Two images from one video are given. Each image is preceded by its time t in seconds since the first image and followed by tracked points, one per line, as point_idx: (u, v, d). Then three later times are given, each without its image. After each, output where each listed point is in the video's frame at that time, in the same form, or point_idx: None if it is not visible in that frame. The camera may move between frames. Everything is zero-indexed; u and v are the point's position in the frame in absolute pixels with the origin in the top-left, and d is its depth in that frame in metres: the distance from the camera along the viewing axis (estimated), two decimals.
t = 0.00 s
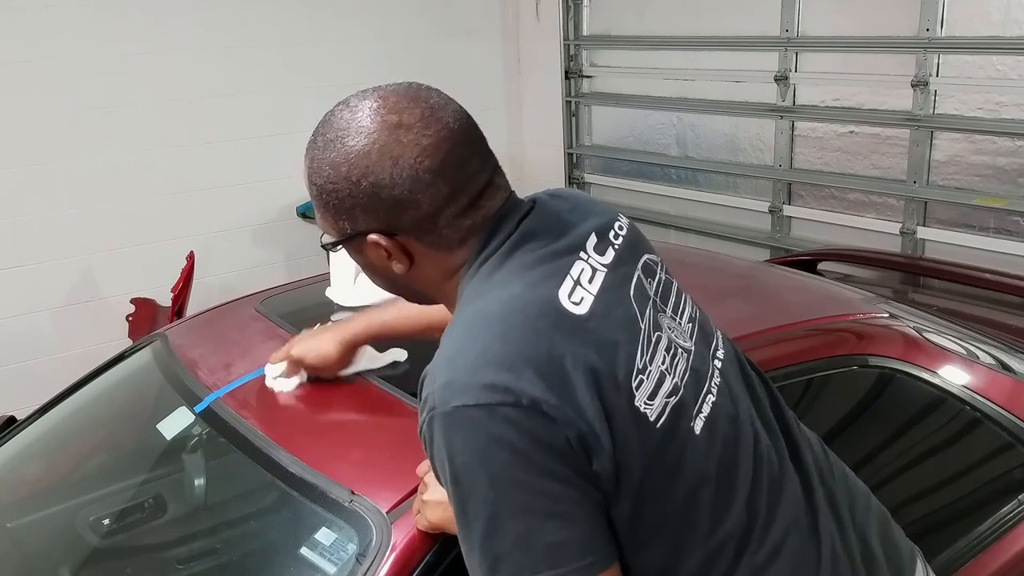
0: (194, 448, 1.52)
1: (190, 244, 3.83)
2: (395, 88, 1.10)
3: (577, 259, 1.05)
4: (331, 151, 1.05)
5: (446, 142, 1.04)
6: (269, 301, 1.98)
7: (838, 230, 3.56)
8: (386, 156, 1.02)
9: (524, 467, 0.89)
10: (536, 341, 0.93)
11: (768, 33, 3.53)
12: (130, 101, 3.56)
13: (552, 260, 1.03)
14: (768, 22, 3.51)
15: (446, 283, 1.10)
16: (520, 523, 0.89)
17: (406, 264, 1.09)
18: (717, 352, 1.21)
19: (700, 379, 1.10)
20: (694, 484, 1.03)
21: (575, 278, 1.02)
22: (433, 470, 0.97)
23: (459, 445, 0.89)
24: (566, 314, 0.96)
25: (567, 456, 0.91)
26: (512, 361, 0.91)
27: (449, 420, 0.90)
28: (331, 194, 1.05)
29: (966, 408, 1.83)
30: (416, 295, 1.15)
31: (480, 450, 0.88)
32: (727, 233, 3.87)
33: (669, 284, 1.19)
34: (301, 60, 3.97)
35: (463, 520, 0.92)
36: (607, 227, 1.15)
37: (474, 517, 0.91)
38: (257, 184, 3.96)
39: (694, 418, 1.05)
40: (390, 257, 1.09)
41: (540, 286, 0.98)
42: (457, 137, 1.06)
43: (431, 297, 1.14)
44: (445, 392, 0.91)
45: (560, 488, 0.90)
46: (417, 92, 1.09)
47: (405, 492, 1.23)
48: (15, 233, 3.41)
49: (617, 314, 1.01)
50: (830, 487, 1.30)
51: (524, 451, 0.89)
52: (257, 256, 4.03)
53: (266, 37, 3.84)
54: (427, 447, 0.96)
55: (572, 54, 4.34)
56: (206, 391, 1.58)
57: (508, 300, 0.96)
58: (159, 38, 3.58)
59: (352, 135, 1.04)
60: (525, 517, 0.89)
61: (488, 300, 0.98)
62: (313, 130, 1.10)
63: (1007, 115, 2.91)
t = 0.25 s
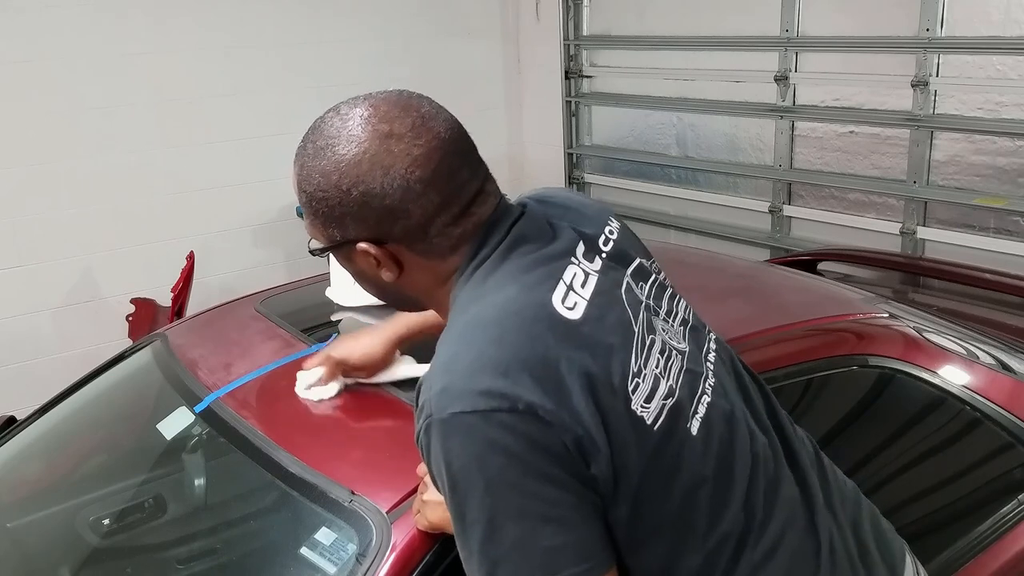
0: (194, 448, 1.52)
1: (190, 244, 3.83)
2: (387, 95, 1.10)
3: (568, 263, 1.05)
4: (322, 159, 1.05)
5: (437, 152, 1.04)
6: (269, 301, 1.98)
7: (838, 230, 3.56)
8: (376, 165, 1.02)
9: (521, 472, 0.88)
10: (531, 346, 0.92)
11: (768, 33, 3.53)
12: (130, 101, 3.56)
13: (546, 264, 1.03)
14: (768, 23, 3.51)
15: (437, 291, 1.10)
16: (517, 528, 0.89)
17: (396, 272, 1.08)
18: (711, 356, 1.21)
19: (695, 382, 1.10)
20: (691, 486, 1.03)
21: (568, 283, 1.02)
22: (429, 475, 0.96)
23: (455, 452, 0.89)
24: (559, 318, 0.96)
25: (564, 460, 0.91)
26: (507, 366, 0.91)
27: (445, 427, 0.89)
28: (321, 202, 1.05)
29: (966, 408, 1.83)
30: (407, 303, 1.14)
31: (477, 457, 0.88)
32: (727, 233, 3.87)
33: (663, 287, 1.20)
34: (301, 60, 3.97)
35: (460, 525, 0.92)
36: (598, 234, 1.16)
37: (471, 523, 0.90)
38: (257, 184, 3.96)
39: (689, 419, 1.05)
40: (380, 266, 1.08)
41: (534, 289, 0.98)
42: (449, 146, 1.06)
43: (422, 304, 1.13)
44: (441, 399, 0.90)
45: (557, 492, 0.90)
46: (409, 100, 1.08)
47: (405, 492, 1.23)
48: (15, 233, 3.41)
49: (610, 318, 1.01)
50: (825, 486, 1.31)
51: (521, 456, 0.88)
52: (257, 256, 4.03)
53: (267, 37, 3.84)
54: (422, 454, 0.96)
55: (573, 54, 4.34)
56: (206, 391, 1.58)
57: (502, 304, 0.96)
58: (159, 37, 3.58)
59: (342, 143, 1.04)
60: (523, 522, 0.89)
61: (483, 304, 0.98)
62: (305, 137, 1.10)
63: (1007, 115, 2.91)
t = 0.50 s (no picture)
0: (194, 448, 1.52)
1: (190, 244, 3.83)
2: (396, 89, 1.09)
3: (572, 261, 1.05)
4: (330, 151, 1.04)
5: (449, 147, 1.04)
6: (269, 301, 1.98)
7: (838, 230, 3.56)
8: (388, 159, 1.01)
9: (527, 468, 0.88)
10: (537, 341, 0.92)
11: (768, 33, 3.53)
12: (130, 101, 3.56)
13: (548, 262, 1.03)
14: (768, 23, 3.51)
15: (440, 286, 1.09)
16: (523, 525, 0.89)
17: (401, 266, 1.07)
18: (710, 352, 1.21)
19: (697, 378, 1.11)
20: (694, 482, 1.03)
21: (572, 279, 1.01)
22: (433, 471, 0.96)
23: (462, 447, 0.89)
24: (565, 313, 0.96)
25: (570, 457, 0.91)
26: (514, 361, 0.91)
27: (451, 423, 0.89)
28: (328, 194, 1.04)
29: (966, 408, 1.83)
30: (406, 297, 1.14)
31: (484, 452, 0.88)
32: (727, 233, 3.87)
33: (660, 287, 1.19)
34: (301, 60, 3.97)
35: (465, 521, 0.92)
36: (598, 230, 1.15)
37: (476, 519, 0.91)
38: (257, 184, 3.96)
39: (692, 415, 1.05)
40: (384, 259, 1.07)
41: (538, 288, 0.98)
42: (459, 142, 1.05)
43: (422, 298, 1.13)
44: (447, 394, 0.90)
45: (563, 489, 0.90)
46: (419, 95, 1.08)
47: (405, 492, 1.23)
48: (15, 233, 3.41)
49: (613, 315, 1.01)
50: (826, 483, 1.31)
51: (527, 452, 0.88)
52: (257, 256, 4.03)
53: (267, 37, 3.84)
54: (426, 450, 0.95)
55: (573, 54, 4.34)
56: (206, 390, 1.58)
57: (508, 301, 0.96)
58: (159, 37, 3.58)
59: (352, 136, 1.03)
60: (528, 519, 0.89)
61: (488, 300, 0.98)
62: (311, 129, 1.09)
63: (1007, 115, 2.91)
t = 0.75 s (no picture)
0: (194, 448, 1.52)
1: (190, 244, 3.83)
2: (392, 93, 1.09)
3: (567, 264, 1.05)
4: (325, 156, 1.04)
5: (444, 152, 1.03)
6: (269, 301, 1.98)
7: (838, 230, 3.56)
8: (382, 164, 1.01)
9: (524, 472, 0.88)
10: (534, 345, 0.92)
11: (768, 33, 3.53)
12: (130, 101, 3.56)
13: (543, 265, 1.03)
14: (768, 23, 3.51)
15: (437, 291, 1.09)
16: (521, 529, 0.89)
17: (396, 271, 1.07)
18: (707, 352, 1.22)
19: (694, 380, 1.11)
20: (693, 485, 1.03)
21: (567, 282, 1.02)
22: (431, 475, 0.96)
23: (459, 453, 0.89)
24: (562, 318, 0.96)
25: (568, 460, 0.91)
26: (512, 366, 0.91)
27: (448, 428, 0.89)
28: (323, 199, 1.04)
29: (966, 408, 1.83)
30: (403, 302, 1.14)
31: (481, 457, 0.88)
32: (727, 233, 3.87)
33: (654, 288, 1.19)
34: (301, 60, 3.97)
35: (463, 525, 0.92)
36: (593, 232, 1.15)
37: (474, 523, 0.91)
38: (257, 184, 3.96)
39: (690, 416, 1.05)
40: (380, 264, 1.07)
41: (534, 291, 0.98)
42: (455, 146, 1.05)
43: (419, 303, 1.13)
44: (444, 399, 0.90)
45: (561, 493, 0.90)
46: (414, 98, 1.07)
47: (405, 492, 1.23)
48: (15, 233, 3.41)
49: (609, 318, 1.01)
50: (825, 484, 1.31)
51: (525, 456, 0.88)
52: (257, 256, 4.03)
53: (267, 37, 3.84)
54: (424, 454, 0.96)
55: (573, 54, 4.34)
56: (206, 391, 1.58)
57: (505, 304, 0.96)
58: (159, 37, 3.58)
59: (346, 141, 1.03)
60: (526, 523, 0.89)
61: (486, 304, 0.98)
62: (307, 133, 1.09)
63: (1007, 115, 2.91)
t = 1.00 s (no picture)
0: (194, 448, 1.52)
1: (190, 244, 3.83)
2: (378, 101, 1.09)
3: (558, 268, 1.05)
4: (312, 166, 1.04)
5: (430, 160, 1.03)
6: (269, 301, 1.98)
7: (838, 230, 3.56)
8: (369, 174, 1.01)
9: (517, 479, 0.89)
10: (525, 351, 0.92)
11: (768, 33, 3.53)
12: (130, 101, 3.56)
13: (534, 270, 1.03)
14: (768, 23, 3.51)
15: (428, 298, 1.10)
16: (516, 534, 0.89)
17: (387, 279, 1.08)
18: (700, 355, 1.22)
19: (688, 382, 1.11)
20: (688, 488, 1.03)
21: (559, 288, 1.02)
22: (426, 481, 0.96)
23: (452, 460, 0.89)
24: (553, 323, 0.96)
25: (561, 466, 0.91)
26: (504, 372, 0.91)
27: (442, 435, 0.89)
28: (312, 209, 1.04)
29: (966, 408, 1.82)
30: (395, 308, 1.14)
31: (475, 465, 0.88)
32: (727, 233, 3.87)
33: (649, 290, 1.19)
34: (301, 60, 3.97)
35: (458, 531, 0.92)
36: (584, 236, 1.15)
37: (469, 531, 0.91)
38: (257, 184, 3.96)
39: (683, 419, 1.05)
40: (370, 273, 1.07)
41: (526, 295, 0.98)
42: (441, 154, 1.05)
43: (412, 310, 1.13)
44: (436, 407, 0.90)
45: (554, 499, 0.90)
46: (400, 105, 1.07)
47: (405, 492, 1.23)
48: (15, 233, 3.41)
49: (602, 322, 1.02)
50: (820, 483, 1.31)
51: (518, 463, 0.88)
52: (257, 256, 4.03)
53: (267, 37, 3.85)
54: (418, 461, 0.96)
55: (573, 54, 4.34)
56: (206, 391, 1.58)
57: (496, 310, 0.96)
58: (159, 37, 3.58)
59: (334, 151, 1.03)
60: (519, 528, 0.89)
61: (478, 310, 0.98)
62: (295, 142, 1.09)
63: (1007, 115, 2.91)
